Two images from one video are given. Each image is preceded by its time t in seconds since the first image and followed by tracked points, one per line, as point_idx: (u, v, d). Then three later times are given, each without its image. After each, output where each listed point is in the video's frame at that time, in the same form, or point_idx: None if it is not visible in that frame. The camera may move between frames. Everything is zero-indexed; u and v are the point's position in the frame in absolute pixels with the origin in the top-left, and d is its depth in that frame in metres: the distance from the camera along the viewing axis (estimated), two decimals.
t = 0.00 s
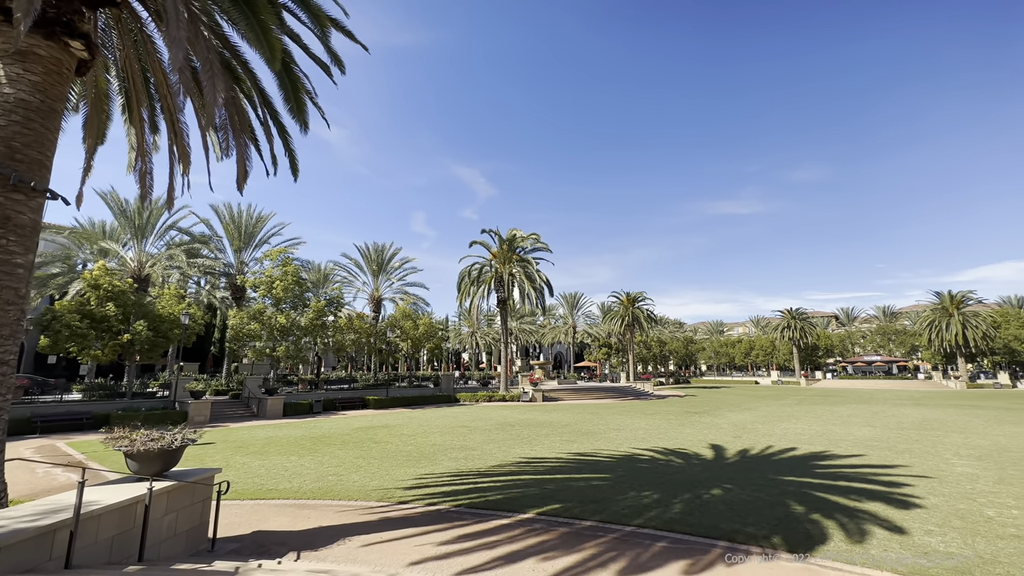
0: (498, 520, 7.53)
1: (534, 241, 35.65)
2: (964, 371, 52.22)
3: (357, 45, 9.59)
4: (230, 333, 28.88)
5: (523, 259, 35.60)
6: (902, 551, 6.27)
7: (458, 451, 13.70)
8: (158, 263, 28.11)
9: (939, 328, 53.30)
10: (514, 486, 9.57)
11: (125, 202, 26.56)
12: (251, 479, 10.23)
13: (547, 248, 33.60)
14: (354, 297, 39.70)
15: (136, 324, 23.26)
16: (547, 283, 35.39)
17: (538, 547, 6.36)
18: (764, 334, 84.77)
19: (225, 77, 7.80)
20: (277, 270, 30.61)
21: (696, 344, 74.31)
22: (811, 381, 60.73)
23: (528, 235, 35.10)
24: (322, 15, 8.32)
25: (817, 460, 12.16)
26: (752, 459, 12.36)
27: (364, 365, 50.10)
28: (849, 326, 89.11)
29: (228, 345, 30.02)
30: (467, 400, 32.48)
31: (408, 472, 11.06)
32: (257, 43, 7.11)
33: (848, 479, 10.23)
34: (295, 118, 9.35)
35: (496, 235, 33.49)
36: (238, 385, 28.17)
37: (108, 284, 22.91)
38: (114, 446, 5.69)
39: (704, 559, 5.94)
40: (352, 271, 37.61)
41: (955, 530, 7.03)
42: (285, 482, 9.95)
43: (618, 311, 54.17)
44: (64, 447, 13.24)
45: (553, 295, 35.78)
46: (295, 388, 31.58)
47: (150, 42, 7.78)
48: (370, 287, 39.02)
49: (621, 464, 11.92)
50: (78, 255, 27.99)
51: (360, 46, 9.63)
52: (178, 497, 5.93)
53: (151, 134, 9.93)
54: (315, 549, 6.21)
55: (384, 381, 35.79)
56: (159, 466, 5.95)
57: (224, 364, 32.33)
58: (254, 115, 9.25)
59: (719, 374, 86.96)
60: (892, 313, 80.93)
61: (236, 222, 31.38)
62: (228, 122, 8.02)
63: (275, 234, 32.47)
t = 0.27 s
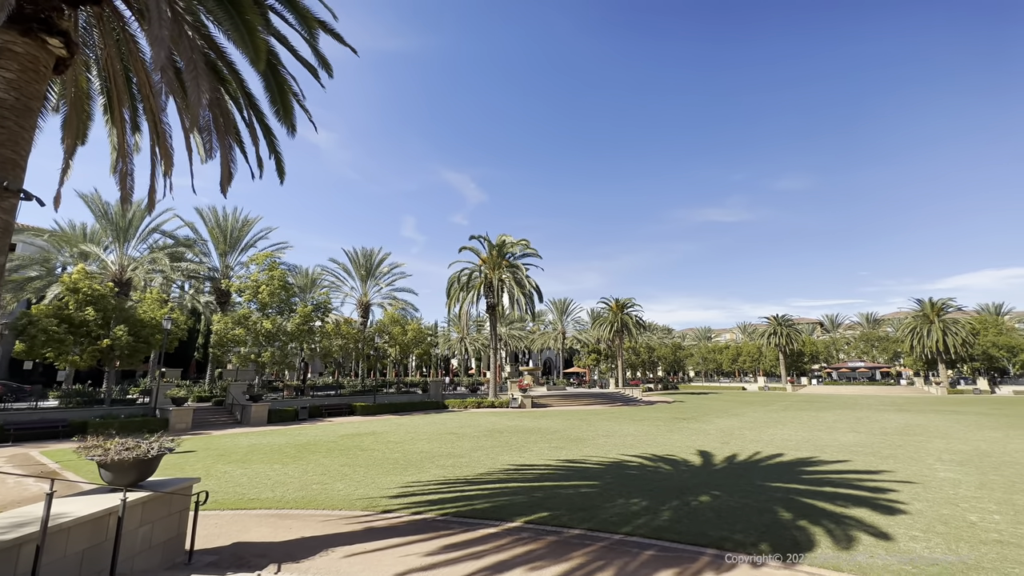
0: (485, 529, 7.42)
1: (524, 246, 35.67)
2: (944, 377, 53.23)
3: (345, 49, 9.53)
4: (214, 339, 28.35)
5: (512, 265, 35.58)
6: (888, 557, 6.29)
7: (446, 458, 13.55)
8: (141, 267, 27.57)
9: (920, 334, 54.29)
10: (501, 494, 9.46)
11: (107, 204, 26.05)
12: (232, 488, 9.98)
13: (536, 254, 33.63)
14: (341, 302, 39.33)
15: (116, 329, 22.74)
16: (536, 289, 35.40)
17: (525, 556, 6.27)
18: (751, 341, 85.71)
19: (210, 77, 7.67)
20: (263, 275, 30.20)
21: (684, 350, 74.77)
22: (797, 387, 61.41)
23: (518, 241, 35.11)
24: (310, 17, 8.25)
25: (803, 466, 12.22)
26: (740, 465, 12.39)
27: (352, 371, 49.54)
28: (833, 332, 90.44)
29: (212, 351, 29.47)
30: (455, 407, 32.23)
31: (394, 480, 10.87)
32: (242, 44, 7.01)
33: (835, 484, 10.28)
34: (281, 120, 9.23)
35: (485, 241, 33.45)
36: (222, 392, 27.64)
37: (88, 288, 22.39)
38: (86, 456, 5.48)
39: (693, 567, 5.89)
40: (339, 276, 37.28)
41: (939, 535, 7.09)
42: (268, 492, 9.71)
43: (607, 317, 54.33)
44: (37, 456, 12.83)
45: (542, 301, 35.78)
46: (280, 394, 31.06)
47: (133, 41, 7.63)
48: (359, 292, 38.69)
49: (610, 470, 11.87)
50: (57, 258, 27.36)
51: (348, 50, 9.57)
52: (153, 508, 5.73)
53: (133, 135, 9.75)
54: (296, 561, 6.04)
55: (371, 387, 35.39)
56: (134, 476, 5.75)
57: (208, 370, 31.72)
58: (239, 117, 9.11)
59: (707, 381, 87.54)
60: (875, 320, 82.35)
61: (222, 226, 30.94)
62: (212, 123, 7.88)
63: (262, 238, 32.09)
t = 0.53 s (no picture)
0: (470, 537, 7.30)
1: (511, 251, 35.65)
2: (922, 382, 54.41)
3: (332, 50, 9.45)
4: (195, 343, 27.73)
5: (500, 270, 35.51)
6: (870, 562, 6.32)
7: (431, 465, 13.37)
8: (119, 270, 26.91)
9: (899, 341, 55.43)
10: (487, 501, 9.35)
11: (84, 205, 25.40)
12: (209, 497, 9.69)
13: (524, 259, 33.61)
14: (326, 307, 38.84)
15: (92, 333, 22.09)
16: (524, 294, 35.37)
17: (510, 566, 6.17)
18: (735, 346, 86.69)
19: (191, 76, 7.52)
20: (247, 278, 29.69)
21: (671, 356, 75.29)
22: (780, 393, 62.19)
23: (505, 246, 35.08)
24: (296, 17, 8.16)
25: (787, 471, 12.31)
26: (725, 471, 12.44)
27: (337, 377, 48.85)
28: (816, 339, 91.94)
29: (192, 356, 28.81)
30: (442, 413, 31.92)
31: (377, 488, 10.68)
32: (224, 42, 6.89)
33: (818, 490, 10.36)
34: (265, 121, 9.09)
35: (473, 246, 33.35)
36: (202, 398, 26.99)
37: (63, 291, 21.75)
38: (53, 465, 5.25)
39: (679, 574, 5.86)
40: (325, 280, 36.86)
41: (920, 540, 7.16)
42: (246, 501, 9.46)
43: (594, 323, 54.48)
44: (4, 466, 12.34)
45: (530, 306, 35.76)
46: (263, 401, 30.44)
47: (111, 38, 7.45)
48: (344, 296, 38.26)
49: (596, 477, 11.81)
50: (31, 260, 26.56)
51: (335, 51, 9.50)
52: (124, 519, 5.51)
53: (111, 134, 9.51)
54: (274, 572, 5.86)
55: (357, 393, 34.89)
56: (104, 486, 5.53)
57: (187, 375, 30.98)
58: (222, 117, 8.95)
59: (693, 386, 88.24)
60: (856, 327, 83.92)
61: (204, 229, 30.37)
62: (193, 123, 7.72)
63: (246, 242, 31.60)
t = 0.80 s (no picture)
0: (452, 545, 7.18)
1: (497, 256, 35.61)
2: (896, 387, 55.87)
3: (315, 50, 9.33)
4: (170, 347, 26.95)
5: (485, 275, 35.42)
6: (849, 565, 6.40)
7: (413, 472, 13.17)
8: (92, 271, 26.04)
9: (875, 347, 56.83)
10: (470, 508, 9.23)
11: (56, 204, 24.57)
12: (181, 507, 9.37)
13: (509, 264, 33.61)
14: (308, 311, 38.23)
15: (61, 337, 21.31)
16: (509, 299, 35.33)
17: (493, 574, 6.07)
18: (717, 352, 87.92)
19: (168, 72, 7.34)
20: (226, 281, 29.05)
21: (654, 361, 75.93)
22: (761, 398, 63.18)
23: (491, 251, 35.04)
24: (278, 16, 8.04)
25: (768, 476, 12.44)
26: (707, 475, 12.52)
27: (318, 382, 48.02)
28: (795, 344, 93.76)
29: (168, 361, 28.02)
30: (425, 418, 31.60)
31: (358, 495, 10.47)
32: (203, 37, 6.73)
33: (798, 493, 10.50)
34: (245, 120, 8.91)
35: (458, 250, 33.22)
36: (178, 404, 26.23)
37: (31, 293, 20.95)
38: (12, 474, 4.99)
39: None
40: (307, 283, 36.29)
41: (896, 542, 7.28)
42: (221, 510, 9.17)
43: (579, 328, 54.68)
44: None
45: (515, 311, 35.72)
46: (241, 406, 29.74)
47: (84, 31, 7.23)
48: (327, 300, 37.72)
49: (580, 482, 11.77)
50: None
51: (318, 51, 9.38)
52: (88, 531, 5.27)
53: (83, 131, 9.22)
54: None
55: (338, 399, 34.32)
56: (67, 497, 5.28)
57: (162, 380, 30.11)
58: (200, 115, 8.75)
59: (676, 391, 89.03)
60: (833, 333, 85.89)
61: (182, 230, 29.66)
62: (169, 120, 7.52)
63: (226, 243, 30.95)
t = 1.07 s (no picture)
0: (430, 553, 7.05)
1: (479, 259, 35.52)
2: (866, 391, 57.57)
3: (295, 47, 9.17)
4: (139, 350, 26.02)
5: (467, 278, 35.26)
6: (823, 567, 6.51)
7: (392, 477, 12.95)
8: (57, 270, 25.00)
9: (846, 352, 58.48)
10: (449, 514, 9.10)
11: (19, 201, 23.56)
12: (147, 516, 9.01)
13: (492, 267, 33.56)
14: (286, 313, 37.48)
15: (22, 339, 20.38)
16: (491, 302, 35.26)
17: None
18: (696, 356, 89.29)
19: (139, 64, 7.10)
20: (200, 282, 28.25)
21: (634, 365, 76.65)
22: (738, 402, 64.33)
23: (473, 254, 34.93)
24: (256, 11, 7.88)
25: (745, 478, 12.63)
26: (686, 479, 12.63)
27: (295, 386, 47.02)
28: (770, 349, 95.85)
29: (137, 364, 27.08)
30: (405, 423, 31.21)
31: (334, 502, 10.23)
32: (176, 30, 6.54)
33: (773, 496, 10.67)
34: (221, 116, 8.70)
35: (440, 253, 33.03)
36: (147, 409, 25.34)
37: None
38: None
39: None
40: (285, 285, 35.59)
41: (868, 544, 7.44)
42: (189, 519, 8.85)
43: (560, 332, 54.86)
44: None
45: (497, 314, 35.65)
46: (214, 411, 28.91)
47: (50, 21, 6.96)
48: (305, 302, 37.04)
49: (560, 487, 11.75)
50: None
51: (298, 49, 9.22)
52: (44, 543, 5.00)
53: (48, 124, 8.86)
54: None
55: (316, 403, 33.66)
56: (22, 507, 5.00)
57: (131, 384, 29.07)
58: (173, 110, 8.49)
59: (655, 395, 90.00)
60: (807, 338, 88.15)
61: (154, 229, 28.77)
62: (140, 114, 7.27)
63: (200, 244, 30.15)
